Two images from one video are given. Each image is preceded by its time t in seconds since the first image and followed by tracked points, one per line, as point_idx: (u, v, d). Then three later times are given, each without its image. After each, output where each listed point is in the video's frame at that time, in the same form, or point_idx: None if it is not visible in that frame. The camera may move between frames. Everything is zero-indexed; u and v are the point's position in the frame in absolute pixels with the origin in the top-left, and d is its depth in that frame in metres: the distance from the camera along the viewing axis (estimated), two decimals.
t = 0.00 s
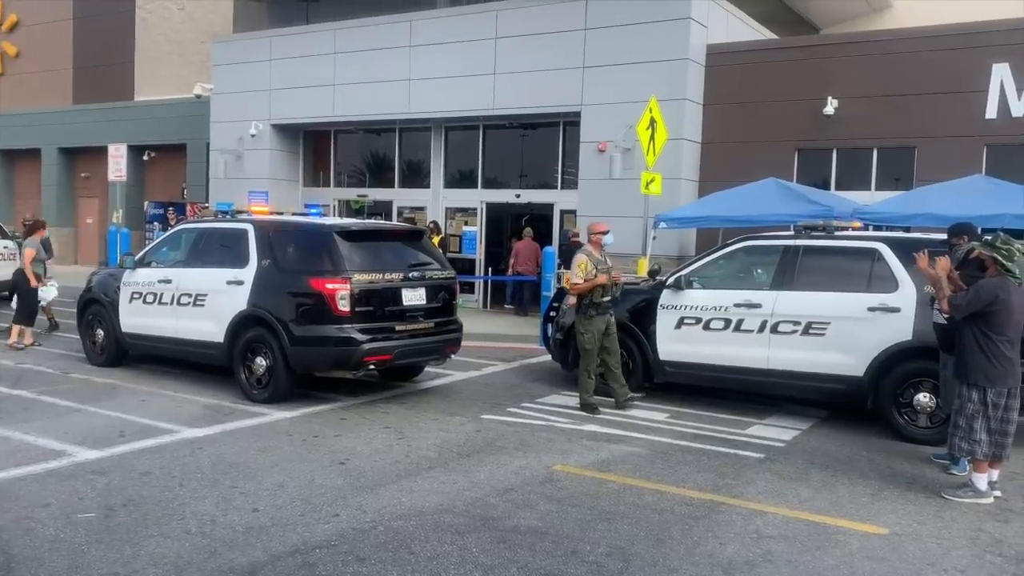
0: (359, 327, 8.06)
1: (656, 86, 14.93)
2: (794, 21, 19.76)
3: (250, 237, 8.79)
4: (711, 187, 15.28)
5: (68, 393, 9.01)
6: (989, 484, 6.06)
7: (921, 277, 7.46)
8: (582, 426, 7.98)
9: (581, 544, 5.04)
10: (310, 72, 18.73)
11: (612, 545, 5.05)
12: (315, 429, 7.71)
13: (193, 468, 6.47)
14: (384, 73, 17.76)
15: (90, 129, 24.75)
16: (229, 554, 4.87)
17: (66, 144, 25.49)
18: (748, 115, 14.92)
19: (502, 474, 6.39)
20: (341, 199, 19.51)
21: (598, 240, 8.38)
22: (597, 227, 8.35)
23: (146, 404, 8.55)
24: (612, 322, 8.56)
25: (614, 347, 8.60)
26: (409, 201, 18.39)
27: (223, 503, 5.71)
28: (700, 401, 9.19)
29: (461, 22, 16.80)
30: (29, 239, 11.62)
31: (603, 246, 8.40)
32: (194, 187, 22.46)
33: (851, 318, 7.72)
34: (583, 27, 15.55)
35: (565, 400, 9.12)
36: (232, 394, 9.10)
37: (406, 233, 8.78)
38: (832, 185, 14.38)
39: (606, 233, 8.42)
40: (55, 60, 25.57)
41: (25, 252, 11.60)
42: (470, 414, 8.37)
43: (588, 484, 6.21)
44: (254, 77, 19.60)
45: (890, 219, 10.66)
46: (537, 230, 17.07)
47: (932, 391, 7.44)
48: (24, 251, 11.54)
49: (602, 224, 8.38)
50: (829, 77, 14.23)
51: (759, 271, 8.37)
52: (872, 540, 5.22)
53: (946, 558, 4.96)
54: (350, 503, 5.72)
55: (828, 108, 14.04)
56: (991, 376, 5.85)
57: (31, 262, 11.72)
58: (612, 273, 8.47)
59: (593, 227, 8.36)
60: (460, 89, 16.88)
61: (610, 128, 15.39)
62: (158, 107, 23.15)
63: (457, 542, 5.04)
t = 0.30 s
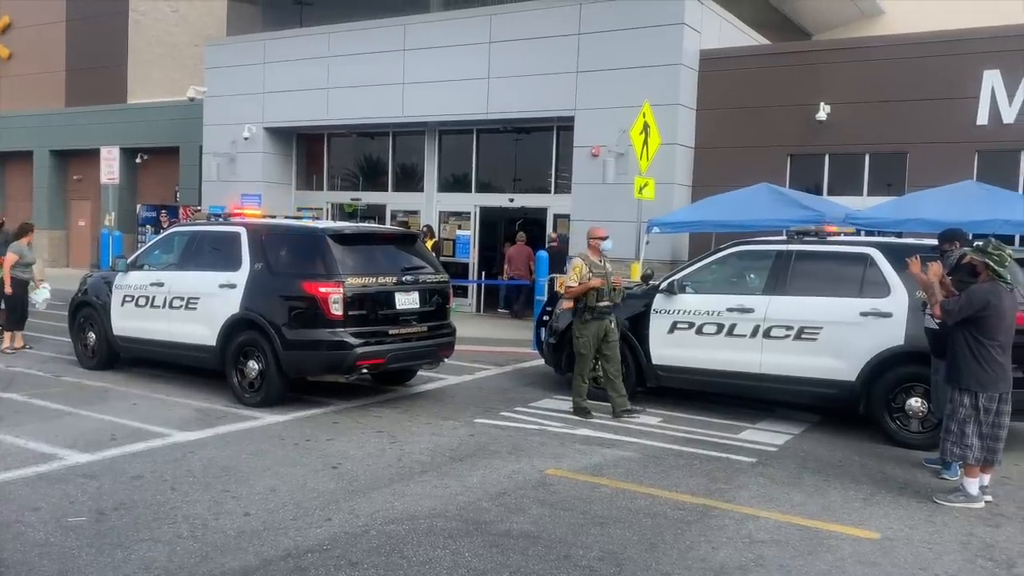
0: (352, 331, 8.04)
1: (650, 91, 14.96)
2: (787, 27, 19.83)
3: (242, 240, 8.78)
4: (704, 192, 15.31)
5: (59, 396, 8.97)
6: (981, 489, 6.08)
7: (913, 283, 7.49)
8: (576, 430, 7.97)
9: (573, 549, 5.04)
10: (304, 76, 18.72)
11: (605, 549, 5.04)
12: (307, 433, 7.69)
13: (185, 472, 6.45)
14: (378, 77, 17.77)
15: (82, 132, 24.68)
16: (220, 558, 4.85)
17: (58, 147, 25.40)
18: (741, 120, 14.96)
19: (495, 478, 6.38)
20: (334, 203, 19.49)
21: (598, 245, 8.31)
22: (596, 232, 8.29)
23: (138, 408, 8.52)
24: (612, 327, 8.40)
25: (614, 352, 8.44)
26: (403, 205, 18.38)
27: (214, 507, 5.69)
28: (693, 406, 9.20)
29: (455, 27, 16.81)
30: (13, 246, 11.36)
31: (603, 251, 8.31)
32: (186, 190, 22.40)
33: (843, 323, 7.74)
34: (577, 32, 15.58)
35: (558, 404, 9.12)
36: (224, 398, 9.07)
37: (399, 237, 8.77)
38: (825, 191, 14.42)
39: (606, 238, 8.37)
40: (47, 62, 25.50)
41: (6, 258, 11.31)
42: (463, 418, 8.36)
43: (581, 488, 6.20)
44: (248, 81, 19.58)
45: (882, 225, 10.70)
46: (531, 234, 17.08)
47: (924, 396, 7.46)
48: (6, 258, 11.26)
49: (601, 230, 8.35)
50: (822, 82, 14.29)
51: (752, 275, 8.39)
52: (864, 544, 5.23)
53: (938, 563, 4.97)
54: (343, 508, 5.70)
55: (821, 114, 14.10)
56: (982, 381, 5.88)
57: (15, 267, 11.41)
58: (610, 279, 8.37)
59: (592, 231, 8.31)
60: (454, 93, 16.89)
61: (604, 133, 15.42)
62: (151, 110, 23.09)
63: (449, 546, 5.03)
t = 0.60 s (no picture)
0: (343, 337, 8.03)
1: (642, 97, 15.00)
2: (778, 33, 19.91)
3: (233, 245, 8.75)
4: (696, 197, 15.35)
5: (48, 401, 8.92)
6: (971, 495, 6.09)
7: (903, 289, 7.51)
8: (567, 436, 7.96)
9: (565, 556, 5.03)
10: (296, 80, 18.68)
11: (597, 556, 5.03)
12: (298, 439, 7.66)
13: (175, 478, 6.42)
14: (371, 81, 17.75)
15: (73, 135, 24.58)
16: (210, 565, 4.82)
17: (48, 150, 25.30)
18: (733, 126, 15.01)
19: (487, 484, 6.37)
20: (326, 207, 19.46)
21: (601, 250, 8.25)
22: (601, 236, 8.25)
23: (128, 413, 8.47)
24: (614, 334, 8.38)
25: (616, 363, 8.44)
26: (394, 210, 18.36)
27: (204, 514, 5.66)
28: (684, 411, 9.21)
29: (448, 31, 16.82)
30: None
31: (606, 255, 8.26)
32: (177, 194, 22.32)
33: (834, 330, 7.76)
34: (569, 37, 15.60)
35: (549, 410, 9.11)
36: (215, 404, 9.03)
37: (392, 242, 8.76)
38: (816, 197, 14.47)
39: (610, 243, 8.32)
40: (38, 65, 25.40)
41: None
42: (454, 424, 8.35)
43: (573, 494, 6.20)
44: (239, 85, 19.54)
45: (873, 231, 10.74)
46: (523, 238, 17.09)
47: (915, 402, 7.48)
48: None
49: (605, 235, 8.31)
50: (813, 89, 14.34)
51: (743, 281, 8.41)
52: (855, 551, 5.24)
53: (928, 569, 4.98)
54: (334, 514, 5.68)
55: (812, 120, 14.16)
56: (973, 388, 5.90)
57: None
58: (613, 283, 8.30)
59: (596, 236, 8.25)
60: (446, 98, 16.90)
61: (596, 138, 15.45)
62: (142, 113, 23.02)
63: (440, 553, 5.01)
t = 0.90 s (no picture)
0: (334, 341, 8.01)
1: (633, 102, 15.04)
2: (769, 39, 20.01)
3: (224, 249, 8.73)
4: (687, 203, 15.38)
5: (37, 406, 8.87)
6: (960, 499, 6.11)
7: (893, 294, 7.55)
8: (559, 441, 7.96)
9: (555, 561, 5.03)
10: (288, 85, 18.67)
11: (587, 561, 5.04)
12: (289, 443, 7.64)
13: (165, 483, 6.39)
14: (362, 86, 17.75)
15: (63, 139, 24.49)
16: (200, 570, 4.81)
17: (38, 154, 25.20)
18: (724, 132, 15.05)
19: (478, 489, 6.37)
20: (318, 212, 19.44)
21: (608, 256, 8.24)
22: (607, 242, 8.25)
23: (118, 418, 8.44)
24: (619, 339, 8.30)
25: (615, 366, 8.36)
26: (386, 214, 18.35)
27: (194, 519, 5.64)
28: (676, 416, 9.22)
29: (440, 36, 16.83)
30: None
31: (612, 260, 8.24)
32: (168, 198, 22.24)
33: (823, 334, 7.79)
34: (561, 43, 15.64)
35: (541, 415, 9.11)
36: (205, 408, 9.00)
37: (383, 247, 8.76)
38: (806, 202, 14.53)
39: (616, 249, 8.30)
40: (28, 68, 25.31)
41: None
42: (446, 429, 8.34)
43: (564, 499, 6.20)
44: (230, 89, 19.51)
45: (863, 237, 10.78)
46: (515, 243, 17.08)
47: (904, 407, 7.52)
48: None
49: (611, 240, 8.29)
50: (803, 95, 14.41)
51: (733, 286, 8.44)
52: (845, 555, 5.26)
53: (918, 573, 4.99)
54: (324, 519, 5.67)
55: (802, 126, 14.22)
56: (961, 393, 5.93)
57: None
58: (619, 288, 8.25)
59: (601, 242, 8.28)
60: (437, 102, 16.91)
61: (588, 144, 15.47)
62: (133, 117, 22.97)
63: (431, 558, 5.01)
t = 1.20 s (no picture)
0: (322, 345, 7.99)
1: (621, 106, 15.08)
2: (755, 42, 20.11)
3: (212, 253, 8.69)
4: (674, 206, 15.43)
5: (22, 412, 8.80)
6: (946, 501, 6.15)
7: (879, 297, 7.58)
8: (548, 444, 7.96)
9: (544, 565, 5.03)
10: (275, 88, 18.62)
11: (575, 565, 5.03)
12: (276, 449, 7.61)
13: (152, 490, 6.35)
14: (350, 89, 17.72)
15: (48, 143, 24.35)
16: None
17: (24, 158, 25.05)
18: (711, 135, 15.11)
19: (466, 494, 6.35)
20: (305, 215, 19.38)
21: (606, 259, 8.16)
22: (604, 245, 8.17)
23: (104, 423, 8.38)
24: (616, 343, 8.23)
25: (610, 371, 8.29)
26: (375, 217, 18.31)
27: (181, 525, 5.61)
28: (664, 419, 9.23)
29: (428, 39, 16.82)
30: None
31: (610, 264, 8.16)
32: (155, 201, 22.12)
33: (810, 337, 7.82)
34: (548, 46, 15.66)
35: (529, 418, 9.11)
36: (192, 414, 8.96)
37: (371, 250, 8.74)
38: (793, 205, 14.59)
39: (614, 253, 8.22)
40: (13, 71, 25.16)
41: None
42: (434, 433, 8.32)
43: (552, 503, 6.20)
44: (217, 92, 19.44)
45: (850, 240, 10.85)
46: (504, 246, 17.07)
47: (891, 409, 7.55)
48: None
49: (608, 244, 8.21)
50: (789, 99, 14.48)
51: (721, 289, 8.47)
52: (833, 557, 5.27)
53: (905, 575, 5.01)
54: (312, 525, 5.65)
55: (788, 129, 14.29)
56: (947, 395, 5.96)
57: None
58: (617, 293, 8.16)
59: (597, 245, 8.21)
60: (425, 106, 16.90)
61: (576, 147, 15.49)
62: (119, 120, 22.86)
63: (419, 563, 5.00)
